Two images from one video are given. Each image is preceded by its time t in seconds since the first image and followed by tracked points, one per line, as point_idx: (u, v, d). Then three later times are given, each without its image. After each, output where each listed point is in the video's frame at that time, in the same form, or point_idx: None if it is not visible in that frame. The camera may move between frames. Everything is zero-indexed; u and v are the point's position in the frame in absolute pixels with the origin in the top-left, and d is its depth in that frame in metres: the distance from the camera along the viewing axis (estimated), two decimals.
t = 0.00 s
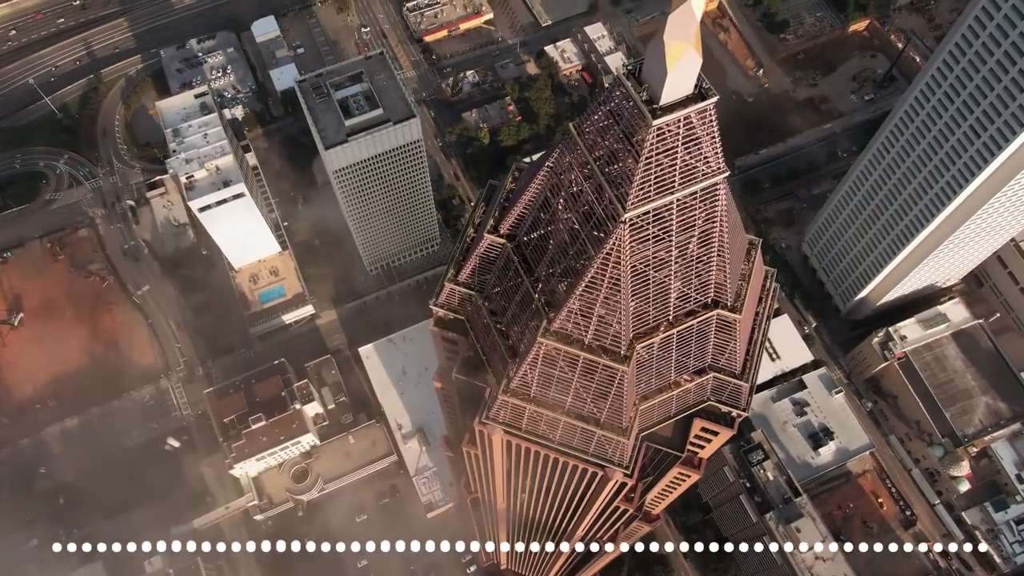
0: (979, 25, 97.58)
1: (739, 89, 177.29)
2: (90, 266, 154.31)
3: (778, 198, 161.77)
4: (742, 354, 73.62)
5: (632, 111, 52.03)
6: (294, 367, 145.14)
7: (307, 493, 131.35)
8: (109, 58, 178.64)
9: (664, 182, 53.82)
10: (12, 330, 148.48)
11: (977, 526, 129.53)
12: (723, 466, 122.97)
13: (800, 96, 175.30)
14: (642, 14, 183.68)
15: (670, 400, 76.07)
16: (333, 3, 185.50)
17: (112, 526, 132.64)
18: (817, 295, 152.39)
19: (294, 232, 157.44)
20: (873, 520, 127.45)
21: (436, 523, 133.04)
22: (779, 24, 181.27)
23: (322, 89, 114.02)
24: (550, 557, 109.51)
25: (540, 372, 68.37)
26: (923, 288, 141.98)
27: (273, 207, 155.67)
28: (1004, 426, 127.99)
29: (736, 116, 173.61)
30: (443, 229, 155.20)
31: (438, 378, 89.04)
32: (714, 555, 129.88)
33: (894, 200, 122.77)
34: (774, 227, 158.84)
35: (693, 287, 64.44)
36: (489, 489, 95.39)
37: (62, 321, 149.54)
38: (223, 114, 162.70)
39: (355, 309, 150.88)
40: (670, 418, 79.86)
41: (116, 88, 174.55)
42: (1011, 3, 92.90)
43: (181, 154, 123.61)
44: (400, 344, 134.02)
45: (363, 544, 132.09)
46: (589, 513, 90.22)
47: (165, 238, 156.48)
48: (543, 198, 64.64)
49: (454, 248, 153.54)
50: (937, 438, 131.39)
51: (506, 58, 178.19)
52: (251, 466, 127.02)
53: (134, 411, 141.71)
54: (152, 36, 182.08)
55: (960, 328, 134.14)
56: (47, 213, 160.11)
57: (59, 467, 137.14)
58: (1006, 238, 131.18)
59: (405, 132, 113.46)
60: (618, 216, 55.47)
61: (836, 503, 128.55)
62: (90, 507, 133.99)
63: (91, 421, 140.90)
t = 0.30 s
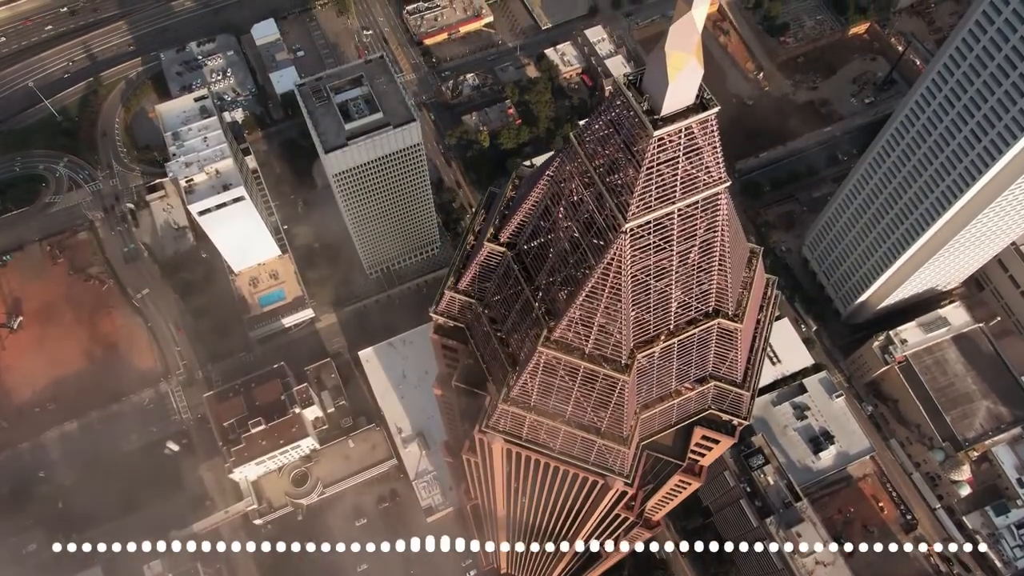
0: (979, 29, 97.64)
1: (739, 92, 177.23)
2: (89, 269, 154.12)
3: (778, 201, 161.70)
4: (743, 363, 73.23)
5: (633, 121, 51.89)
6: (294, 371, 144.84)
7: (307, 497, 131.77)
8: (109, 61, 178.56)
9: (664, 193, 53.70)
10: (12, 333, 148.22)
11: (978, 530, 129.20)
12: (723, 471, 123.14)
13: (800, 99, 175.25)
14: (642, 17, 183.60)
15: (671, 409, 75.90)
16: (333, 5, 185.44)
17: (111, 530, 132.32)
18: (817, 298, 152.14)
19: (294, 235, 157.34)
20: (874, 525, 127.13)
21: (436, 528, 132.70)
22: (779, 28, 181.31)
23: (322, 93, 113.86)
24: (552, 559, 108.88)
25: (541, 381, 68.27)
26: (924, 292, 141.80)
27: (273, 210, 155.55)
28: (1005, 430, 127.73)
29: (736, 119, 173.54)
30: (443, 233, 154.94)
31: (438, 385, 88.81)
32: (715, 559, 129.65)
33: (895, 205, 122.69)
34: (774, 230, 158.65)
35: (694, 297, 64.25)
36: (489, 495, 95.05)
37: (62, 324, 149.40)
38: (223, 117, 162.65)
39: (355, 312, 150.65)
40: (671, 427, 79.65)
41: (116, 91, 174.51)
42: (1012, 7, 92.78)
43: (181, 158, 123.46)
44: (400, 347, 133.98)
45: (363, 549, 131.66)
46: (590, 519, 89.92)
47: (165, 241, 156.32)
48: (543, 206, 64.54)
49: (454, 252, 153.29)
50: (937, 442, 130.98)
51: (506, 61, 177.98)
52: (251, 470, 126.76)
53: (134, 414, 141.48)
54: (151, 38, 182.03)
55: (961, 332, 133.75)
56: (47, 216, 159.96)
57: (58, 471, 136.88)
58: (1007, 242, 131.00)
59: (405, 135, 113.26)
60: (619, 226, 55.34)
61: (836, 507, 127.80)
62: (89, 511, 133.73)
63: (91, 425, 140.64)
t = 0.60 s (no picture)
0: (979, 34, 97.62)
1: (739, 95, 177.12)
2: (89, 273, 153.88)
3: (778, 205, 161.55)
4: (745, 372, 73.14)
5: (634, 132, 51.80)
6: (293, 375, 144.57)
7: (306, 501, 130.90)
8: (109, 64, 178.49)
9: (665, 204, 53.57)
10: (11, 337, 147.95)
11: (979, 534, 129.00)
12: (723, 476, 123.15)
13: (800, 102, 175.17)
14: (642, 21, 183.57)
15: (671, 418, 75.71)
16: (333, 9, 185.39)
17: (110, 534, 132.06)
18: (817, 302, 151.87)
19: (294, 239, 157.16)
20: (875, 530, 127.27)
21: (436, 532, 132.40)
22: (779, 31, 181.22)
23: (322, 97, 113.67)
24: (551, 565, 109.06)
25: (541, 392, 68.17)
26: (924, 296, 141.67)
27: (273, 214, 155.33)
28: (1006, 434, 127.45)
29: (736, 122, 173.42)
30: (443, 237, 154.75)
31: (438, 393, 88.76)
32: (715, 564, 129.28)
33: (895, 209, 122.67)
34: (775, 234, 158.49)
35: (695, 307, 64.11)
36: (489, 502, 94.86)
37: (62, 328, 149.16)
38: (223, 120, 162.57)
39: (355, 316, 150.47)
40: (671, 436, 79.40)
41: (116, 94, 174.40)
42: (1013, 12, 92.79)
43: (181, 162, 123.18)
44: (400, 352, 133.73)
45: (363, 554, 131.28)
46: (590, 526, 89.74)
47: (165, 244, 156.11)
48: (543, 216, 64.39)
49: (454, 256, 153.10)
50: (938, 446, 130.66)
51: (506, 64, 177.80)
52: (250, 474, 126.44)
53: (133, 419, 141.21)
54: (151, 42, 181.97)
55: (962, 336, 133.52)
56: (46, 220, 159.82)
57: (57, 476, 136.53)
58: (1008, 247, 130.92)
59: (405, 140, 113.18)
60: (619, 238, 55.21)
61: (837, 512, 128.48)
62: (88, 516, 133.44)
63: (90, 429, 140.37)
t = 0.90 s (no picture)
0: (980, 38, 97.48)
1: (739, 99, 177.10)
2: (88, 276, 153.71)
3: (778, 208, 161.38)
4: (746, 381, 73.01)
5: (635, 142, 51.69)
6: (293, 378, 144.32)
7: (307, 505, 130.40)
8: (109, 67, 178.42)
9: (666, 215, 53.46)
10: (10, 340, 147.78)
11: (979, 538, 128.43)
12: (724, 480, 122.70)
13: (800, 106, 175.06)
14: (642, 24, 183.59)
15: (673, 427, 75.53)
16: (333, 12, 185.40)
17: (109, 539, 131.81)
18: (817, 305, 151.67)
19: (293, 242, 157.04)
20: (875, 534, 127.23)
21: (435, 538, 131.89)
22: (779, 34, 181.11)
23: (322, 101, 113.50)
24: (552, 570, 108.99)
25: (541, 401, 68.10)
26: (924, 300, 141.56)
27: (273, 217, 155.18)
28: (1007, 439, 127.02)
29: (736, 125, 173.25)
30: (443, 241, 154.64)
31: (438, 400, 88.87)
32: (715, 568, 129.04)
33: (894, 214, 122.69)
34: (775, 237, 158.37)
35: (696, 316, 64.03)
36: (489, 509, 94.29)
37: (61, 331, 149.00)
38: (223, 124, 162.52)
39: (355, 320, 150.33)
40: (673, 445, 79.23)
41: (115, 97, 174.27)
42: (1014, 16, 92.67)
43: (180, 166, 123.06)
44: (400, 355, 133.53)
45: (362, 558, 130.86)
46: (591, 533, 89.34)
47: (164, 248, 155.90)
48: (543, 225, 64.32)
49: (454, 260, 153.01)
50: (939, 451, 130.29)
51: (506, 68, 177.76)
52: (250, 479, 125.93)
53: (132, 422, 140.97)
54: (151, 45, 181.94)
55: (963, 340, 133.33)
56: (46, 223, 159.69)
57: (56, 480, 136.25)
58: (1008, 251, 130.91)
59: (405, 144, 113.02)
60: (620, 248, 55.13)
61: (837, 516, 128.11)
62: (88, 520, 133.24)
63: (89, 433, 140.12)
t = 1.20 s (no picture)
0: (981, 43, 97.64)
1: (739, 102, 177.01)
2: (87, 280, 153.47)
3: (778, 212, 161.16)
4: (747, 391, 72.75)
5: (636, 153, 51.58)
6: (292, 383, 144.04)
7: (306, 510, 131.10)
8: (109, 70, 178.37)
9: (667, 224, 53.31)
10: (10, 344, 147.61)
11: (980, 542, 127.68)
12: (725, 484, 123.52)
13: (800, 109, 174.98)
14: (642, 27, 183.63)
15: (674, 436, 75.22)
16: (333, 15, 185.42)
17: (108, 543, 131.43)
18: (817, 309, 151.40)
19: (293, 246, 156.82)
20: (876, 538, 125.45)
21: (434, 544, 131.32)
22: (779, 37, 181.10)
23: (322, 105, 113.44)
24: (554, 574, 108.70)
25: (541, 410, 67.99)
26: (925, 304, 141.36)
27: (273, 221, 154.97)
28: (1008, 443, 126.64)
29: (736, 128, 173.13)
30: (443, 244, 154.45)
31: (437, 408, 88.81)
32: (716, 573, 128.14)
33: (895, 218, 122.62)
34: (775, 241, 158.10)
35: (698, 326, 63.80)
36: (488, 515, 94.03)
37: (60, 335, 148.79)
38: (223, 127, 162.46)
39: (355, 323, 150.05)
40: (674, 454, 78.90)
41: (115, 101, 174.23)
42: (1014, 21, 92.70)
43: (180, 170, 122.99)
44: (399, 359, 133.39)
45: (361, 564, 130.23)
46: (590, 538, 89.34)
47: (164, 251, 155.65)
48: (543, 234, 64.27)
49: (453, 263, 152.80)
50: (940, 455, 130.00)
51: (506, 71, 177.71)
52: (249, 483, 125.56)
53: (132, 426, 140.71)
54: (151, 48, 181.93)
55: (963, 344, 133.21)
56: (46, 226, 159.55)
57: (55, 484, 135.96)
58: (1009, 255, 130.78)
59: (405, 148, 112.89)
60: (621, 258, 54.92)
61: (838, 520, 126.16)
62: (87, 524, 132.93)
63: (88, 437, 139.83)
